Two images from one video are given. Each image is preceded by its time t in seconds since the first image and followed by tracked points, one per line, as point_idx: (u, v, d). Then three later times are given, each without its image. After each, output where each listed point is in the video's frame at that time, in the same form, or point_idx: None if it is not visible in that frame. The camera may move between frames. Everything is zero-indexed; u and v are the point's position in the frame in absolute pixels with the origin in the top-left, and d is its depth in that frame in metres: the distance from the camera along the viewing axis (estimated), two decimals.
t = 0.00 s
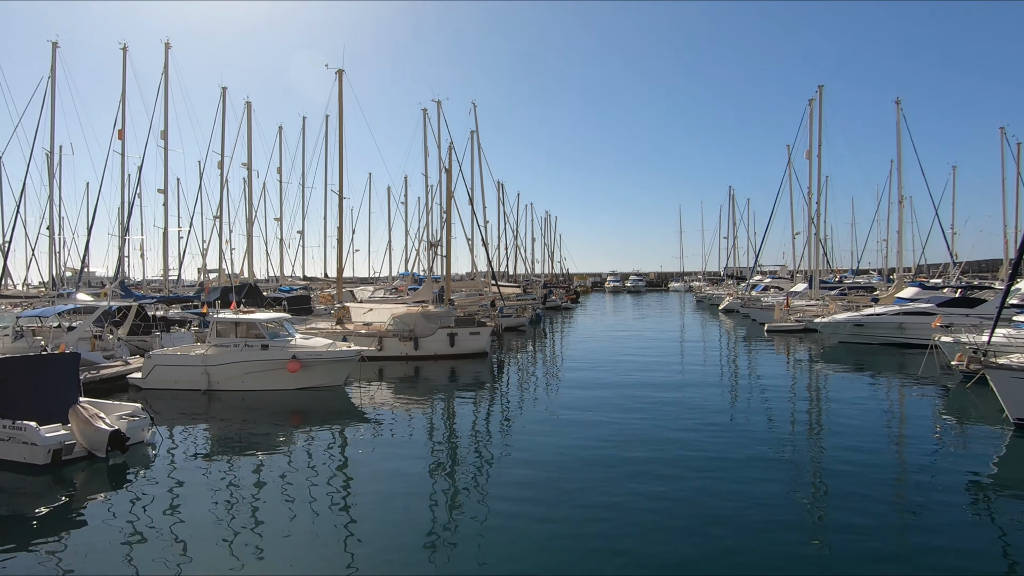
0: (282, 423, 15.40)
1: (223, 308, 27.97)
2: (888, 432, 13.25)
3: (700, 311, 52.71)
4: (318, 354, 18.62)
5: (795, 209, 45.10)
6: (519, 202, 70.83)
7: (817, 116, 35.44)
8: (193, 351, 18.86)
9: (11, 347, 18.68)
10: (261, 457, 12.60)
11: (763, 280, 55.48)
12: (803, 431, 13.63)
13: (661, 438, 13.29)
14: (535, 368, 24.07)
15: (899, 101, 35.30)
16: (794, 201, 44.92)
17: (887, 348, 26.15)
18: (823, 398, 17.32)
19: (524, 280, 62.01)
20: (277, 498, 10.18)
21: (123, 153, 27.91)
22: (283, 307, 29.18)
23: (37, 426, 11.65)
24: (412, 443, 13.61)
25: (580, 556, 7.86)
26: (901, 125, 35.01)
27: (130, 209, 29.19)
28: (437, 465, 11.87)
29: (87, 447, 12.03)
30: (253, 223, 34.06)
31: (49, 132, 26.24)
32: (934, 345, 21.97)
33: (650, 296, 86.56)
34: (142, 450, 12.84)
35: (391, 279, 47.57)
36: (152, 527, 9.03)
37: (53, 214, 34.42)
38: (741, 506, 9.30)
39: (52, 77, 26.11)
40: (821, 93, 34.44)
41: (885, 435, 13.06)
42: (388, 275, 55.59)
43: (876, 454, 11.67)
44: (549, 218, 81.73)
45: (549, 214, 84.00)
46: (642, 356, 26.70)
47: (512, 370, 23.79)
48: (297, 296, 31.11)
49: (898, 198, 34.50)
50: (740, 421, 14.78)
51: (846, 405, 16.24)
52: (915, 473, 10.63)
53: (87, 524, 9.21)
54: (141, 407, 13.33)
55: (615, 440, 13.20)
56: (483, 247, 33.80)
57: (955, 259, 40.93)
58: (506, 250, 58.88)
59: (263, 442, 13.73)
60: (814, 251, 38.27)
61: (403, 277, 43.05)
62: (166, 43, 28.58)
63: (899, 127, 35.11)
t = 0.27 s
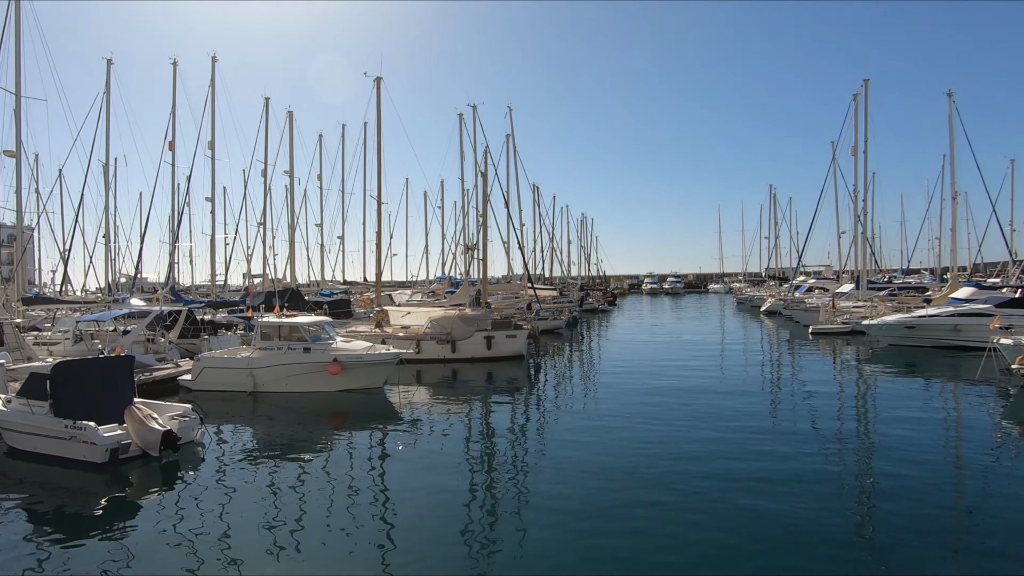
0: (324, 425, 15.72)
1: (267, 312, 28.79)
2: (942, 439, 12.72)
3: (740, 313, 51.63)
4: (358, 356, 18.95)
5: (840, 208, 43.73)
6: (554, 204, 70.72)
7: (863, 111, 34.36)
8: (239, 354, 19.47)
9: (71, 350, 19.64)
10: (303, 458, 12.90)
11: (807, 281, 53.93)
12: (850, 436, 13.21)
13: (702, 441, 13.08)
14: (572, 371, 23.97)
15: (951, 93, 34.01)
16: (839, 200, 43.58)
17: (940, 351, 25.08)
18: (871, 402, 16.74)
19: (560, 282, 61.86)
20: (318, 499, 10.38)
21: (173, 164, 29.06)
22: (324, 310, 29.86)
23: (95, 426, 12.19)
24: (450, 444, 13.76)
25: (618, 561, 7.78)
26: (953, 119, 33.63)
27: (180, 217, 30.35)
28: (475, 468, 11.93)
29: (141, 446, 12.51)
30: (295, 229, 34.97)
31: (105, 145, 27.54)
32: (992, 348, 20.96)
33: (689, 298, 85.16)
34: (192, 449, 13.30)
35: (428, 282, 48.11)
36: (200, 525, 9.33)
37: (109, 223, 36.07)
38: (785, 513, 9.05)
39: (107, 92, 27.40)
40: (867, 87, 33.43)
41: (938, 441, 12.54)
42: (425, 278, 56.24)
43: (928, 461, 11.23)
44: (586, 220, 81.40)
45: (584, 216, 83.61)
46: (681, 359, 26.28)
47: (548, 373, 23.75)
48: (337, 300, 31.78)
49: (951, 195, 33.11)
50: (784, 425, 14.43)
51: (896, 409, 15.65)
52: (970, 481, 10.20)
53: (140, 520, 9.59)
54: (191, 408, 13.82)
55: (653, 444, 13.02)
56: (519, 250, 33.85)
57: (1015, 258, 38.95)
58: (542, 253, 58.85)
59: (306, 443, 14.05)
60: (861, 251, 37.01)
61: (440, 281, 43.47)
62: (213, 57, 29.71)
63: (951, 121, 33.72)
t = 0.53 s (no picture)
0: (362, 429, 15.97)
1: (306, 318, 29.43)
2: (999, 446, 12.17)
3: (780, 315, 50.46)
4: (394, 361, 19.20)
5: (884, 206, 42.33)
6: (587, 207, 70.45)
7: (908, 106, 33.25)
8: (279, 359, 19.94)
9: (122, 355, 20.44)
10: (341, 462, 13.10)
11: (850, 282, 52.32)
12: (899, 443, 12.76)
13: (742, 447, 12.82)
14: (608, 375, 23.78)
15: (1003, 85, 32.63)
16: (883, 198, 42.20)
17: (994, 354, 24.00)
18: (921, 407, 16.13)
19: (594, 286, 61.51)
20: (356, 502, 10.51)
21: (216, 174, 30.01)
22: (361, 315, 30.35)
23: (145, 429, 12.61)
24: (485, 449, 13.81)
25: (656, 568, 7.66)
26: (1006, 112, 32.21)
27: (223, 226, 31.33)
28: (510, 472, 11.92)
29: (187, 448, 12.87)
30: (332, 236, 35.68)
31: (153, 157, 28.67)
32: None
33: (726, 301, 83.67)
34: (235, 452, 13.64)
35: (463, 287, 48.45)
36: (243, 526, 9.55)
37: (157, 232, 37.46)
38: (830, 522, 8.78)
39: (155, 107, 28.50)
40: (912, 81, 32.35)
41: (995, 449, 12.00)
42: (459, 283, 56.71)
43: (984, 470, 10.76)
44: (619, 222, 80.81)
45: (617, 219, 83.08)
46: (719, 363, 25.80)
47: (583, 377, 23.62)
48: (373, 305, 32.28)
49: (1005, 191, 31.70)
50: (828, 431, 14.02)
51: (949, 415, 15.04)
52: None
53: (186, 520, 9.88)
54: (235, 412, 14.19)
55: (691, 449, 12.82)
56: (552, 254, 33.79)
57: None
58: (575, 256, 58.68)
59: (344, 447, 14.28)
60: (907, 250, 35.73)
61: (474, 285, 43.75)
62: (253, 70, 30.63)
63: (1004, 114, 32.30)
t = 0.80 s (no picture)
0: (401, 430, 16.19)
1: (347, 320, 30.03)
2: None
3: (826, 318, 48.93)
4: (433, 363, 19.40)
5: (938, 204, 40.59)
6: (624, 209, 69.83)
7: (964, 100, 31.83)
8: (322, 360, 20.40)
9: (175, 356, 21.27)
10: (381, 462, 13.31)
11: (902, 283, 50.31)
12: (955, 450, 12.21)
13: (787, 452, 12.49)
14: (647, 379, 23.49)
15: None
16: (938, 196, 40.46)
17: None
18: (980, 414, 15.38)
19: (633, 288, 60.91)
20: (396, 501, 10.69)
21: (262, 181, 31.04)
22: (400, 318, 30.81)
23: (197, 427, 13.07)
24: (523, 451, 13.83)
25: (700, 574, 7.53)
26: None
27: (268, 232, 32.28)
28: (548, 475, 11.87)
29: (237, 446, 13.29)
30: (372, 240, 36.34)
31: (203, 166, 29.86)
32: None
33: (768, 303, 81.64)
34: (281, 451, 14.01)
35: (500, 290, 48.67)
36: (288, 522, 9.83)
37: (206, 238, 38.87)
38: (881, 530, 8.46)
39: (204, 118, 29.64)
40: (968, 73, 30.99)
41: None
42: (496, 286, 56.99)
43: None
44: (658, 224, 79.86)
45: (655, 221, 82.14)
46: (762, 366, 25.17)
47: (622, 380, 23.39)
48: (412, 307, 32.72)
49: None
50: (879, 437, 13.52)
51: (1010, 423, 14.30)
52: None
53: (235, 516, 10.19)
54: (280, 411, 14.58)
55: (734, 452, 12.55)
56: (589, 256, 33.61)
57: None
58: (612, 258, 58.23)
59: (384, 447, 14.50)
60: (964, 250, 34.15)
61: (511, 288, 43.90)
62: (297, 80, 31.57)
63: None
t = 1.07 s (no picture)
0: (444, 429, 16.38)
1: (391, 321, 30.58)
2: None
3: (881, 320, 47.02)
4: (475, 363, 19.52)
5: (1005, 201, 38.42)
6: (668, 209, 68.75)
7: None
8: (367, 360, 20.84)
9: (228, 354, 22.11)
10: (424, 460, 13.51)
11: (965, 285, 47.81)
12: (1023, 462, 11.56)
13: (838, 459, 12.09)
14: (691, 382, 23.06)
15: None
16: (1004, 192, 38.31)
17: None
18: None
19: (676, 289, 59.87)
20: (439, 499, 10.85)
21: (309, 185, 31.98)
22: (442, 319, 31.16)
23: (249, 423, 13.57)
24: (564, 452, 13.79)
25: None
26: None
27: (316, 234, 33.20)
28: (590, 477, 11.80)
29: (287, 443, 13.74)
30: (415, 242, 36.91)
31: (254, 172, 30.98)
32: None
33: (819, 305, 78.95)
34: (328, 448, 14.39)
35: (541, 291, 48.62)
36: (335, 517, 10.10)
37: (257, 241, 40.26)
38: (939, 545, 8.11)
39: (255, 125, 30.74)
40: None
41: None
42: (537, 287, 57.05)
43: None
44: (702, 223, 78.33)
45: (699, 221, 80.69)
46: (812, 370, 24.37)
47: (665, 383, 23.02)
48: (454, 308, 33.04)
49: None
50: (938, 446, 12.92)
51: None
52: None
53: (284, 509, 10.54)
54: (327, 409, 14.98)
55: (782, 458, 12.22)
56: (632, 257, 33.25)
57: None
58: (655, 259, 57.44)
59: (427, 445, 14.71)
60: None
61: (553, 289, 43.79)
62: (342, 87, 32.40)
63: None
